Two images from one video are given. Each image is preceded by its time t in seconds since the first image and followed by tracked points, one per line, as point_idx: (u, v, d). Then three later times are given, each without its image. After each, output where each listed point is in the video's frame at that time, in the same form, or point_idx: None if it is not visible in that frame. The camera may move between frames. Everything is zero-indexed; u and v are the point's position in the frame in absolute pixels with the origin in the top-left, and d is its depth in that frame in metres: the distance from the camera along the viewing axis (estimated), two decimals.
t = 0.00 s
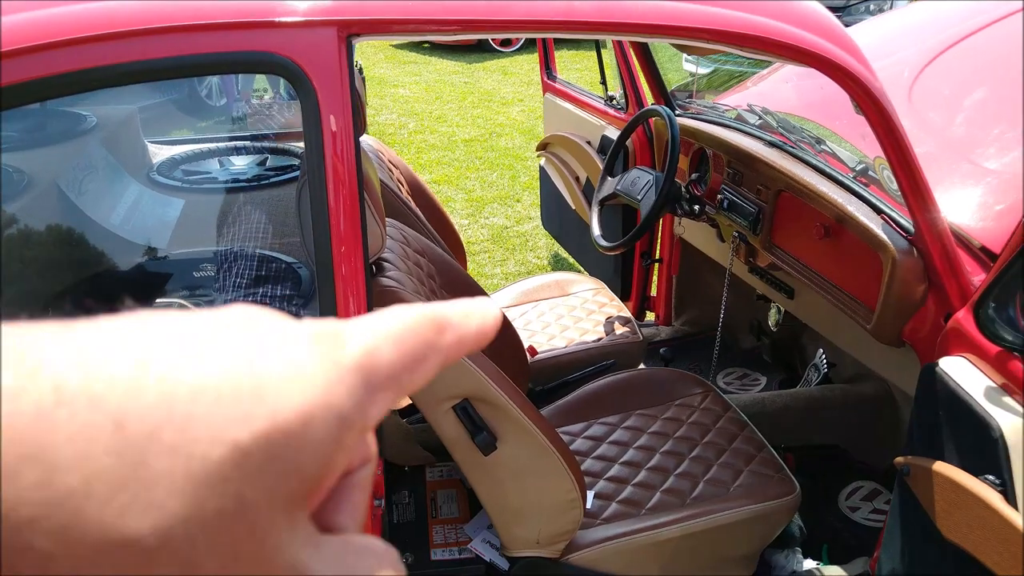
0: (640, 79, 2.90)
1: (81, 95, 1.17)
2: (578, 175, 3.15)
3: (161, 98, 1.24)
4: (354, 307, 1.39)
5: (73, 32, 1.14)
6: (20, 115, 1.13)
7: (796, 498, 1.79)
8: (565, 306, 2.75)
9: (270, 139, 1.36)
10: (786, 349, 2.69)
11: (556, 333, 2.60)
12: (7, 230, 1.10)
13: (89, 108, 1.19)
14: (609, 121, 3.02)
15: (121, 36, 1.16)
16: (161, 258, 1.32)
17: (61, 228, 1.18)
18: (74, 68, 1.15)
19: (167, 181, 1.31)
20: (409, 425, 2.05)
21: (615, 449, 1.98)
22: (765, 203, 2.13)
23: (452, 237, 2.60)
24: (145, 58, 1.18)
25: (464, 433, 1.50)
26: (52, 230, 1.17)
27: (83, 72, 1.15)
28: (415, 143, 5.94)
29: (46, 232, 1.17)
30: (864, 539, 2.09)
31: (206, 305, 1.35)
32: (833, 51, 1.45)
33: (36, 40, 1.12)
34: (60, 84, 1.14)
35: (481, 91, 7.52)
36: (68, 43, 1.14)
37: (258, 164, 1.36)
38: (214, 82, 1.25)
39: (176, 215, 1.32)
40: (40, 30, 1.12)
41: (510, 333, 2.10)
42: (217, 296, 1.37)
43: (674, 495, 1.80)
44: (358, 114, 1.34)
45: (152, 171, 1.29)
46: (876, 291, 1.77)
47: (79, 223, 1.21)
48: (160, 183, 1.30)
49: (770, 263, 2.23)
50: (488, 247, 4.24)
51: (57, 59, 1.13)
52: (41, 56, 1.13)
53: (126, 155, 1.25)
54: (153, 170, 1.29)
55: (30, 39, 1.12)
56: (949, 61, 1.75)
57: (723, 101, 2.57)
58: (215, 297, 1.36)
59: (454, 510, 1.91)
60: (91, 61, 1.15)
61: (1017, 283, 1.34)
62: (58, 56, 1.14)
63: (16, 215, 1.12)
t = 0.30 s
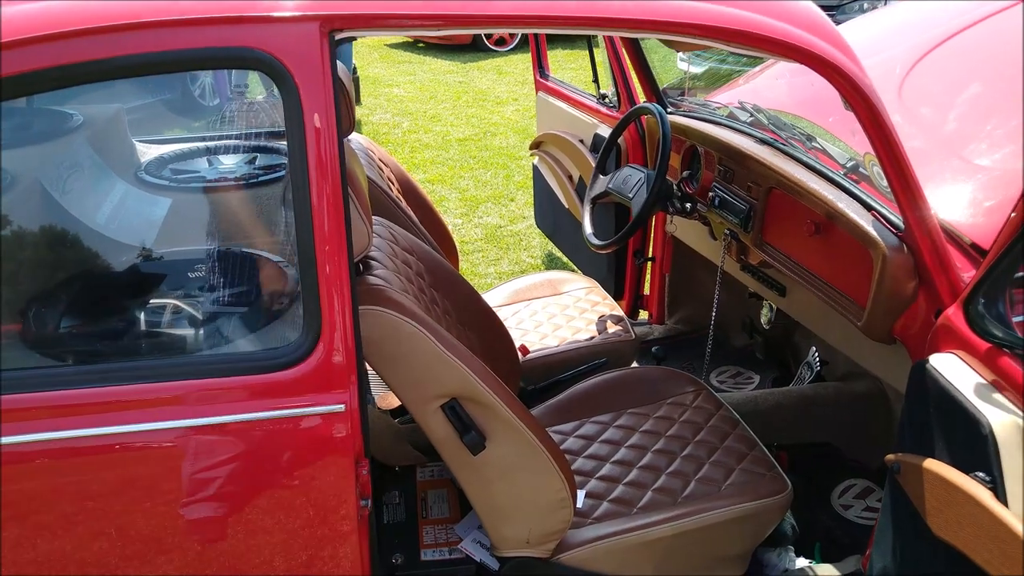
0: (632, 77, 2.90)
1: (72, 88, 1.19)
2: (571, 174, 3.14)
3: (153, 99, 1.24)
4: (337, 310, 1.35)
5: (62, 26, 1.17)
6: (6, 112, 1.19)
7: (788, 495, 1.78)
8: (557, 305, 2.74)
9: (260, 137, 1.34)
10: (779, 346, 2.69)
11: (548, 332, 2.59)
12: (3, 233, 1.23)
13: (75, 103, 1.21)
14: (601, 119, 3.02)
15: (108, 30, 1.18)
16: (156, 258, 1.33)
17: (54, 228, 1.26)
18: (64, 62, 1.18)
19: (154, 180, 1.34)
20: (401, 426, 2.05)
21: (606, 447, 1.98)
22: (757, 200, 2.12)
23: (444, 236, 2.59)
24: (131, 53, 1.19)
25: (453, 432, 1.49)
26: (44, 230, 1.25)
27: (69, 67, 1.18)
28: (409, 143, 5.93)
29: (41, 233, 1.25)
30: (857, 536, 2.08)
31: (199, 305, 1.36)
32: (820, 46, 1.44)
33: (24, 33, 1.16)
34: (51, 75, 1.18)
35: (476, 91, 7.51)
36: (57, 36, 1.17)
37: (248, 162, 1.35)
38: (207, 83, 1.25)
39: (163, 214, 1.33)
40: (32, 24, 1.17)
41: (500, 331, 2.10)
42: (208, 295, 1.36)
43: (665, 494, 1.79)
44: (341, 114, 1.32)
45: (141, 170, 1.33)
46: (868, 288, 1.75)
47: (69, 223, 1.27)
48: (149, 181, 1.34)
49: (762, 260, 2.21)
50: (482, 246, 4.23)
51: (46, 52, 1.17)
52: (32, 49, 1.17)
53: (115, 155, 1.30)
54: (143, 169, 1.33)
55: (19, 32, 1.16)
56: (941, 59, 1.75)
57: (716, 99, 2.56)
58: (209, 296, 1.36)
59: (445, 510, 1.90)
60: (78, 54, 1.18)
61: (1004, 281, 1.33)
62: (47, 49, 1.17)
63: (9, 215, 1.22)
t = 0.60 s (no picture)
0: (627, 74, 2.89)
1: (61, 78, 1.18)
2: (566, 171, 3.13)
3: (142, 96, 1.24)
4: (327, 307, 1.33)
5: (49, 14, 1.15)
6: None
7: (783, 493, 1.77)
8: (552, 303, 2.73)
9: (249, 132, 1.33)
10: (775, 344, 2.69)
11: (543, 330, 2.58)
12: None
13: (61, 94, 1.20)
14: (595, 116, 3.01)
15: (96, 18, 1.16)
16: (149, 258, 1.32)
17: (46, 228, 1.24)
18: (50, 51, 1.16)
19: (143, 176, 1.32)
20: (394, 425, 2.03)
21: (601, 445, 1.96)
22: (752, 196, 2.10)
23: (438, 234, 2.58)
24: (119, 42, 1.17)
25: (445, 430, 1.47)
26: (38, 231, 1.23)
27: (53, 57, 1.16)
28: (404, 141, 5.91)
29: (33, 233, 1.23)
30: (853, 534, 2.08)
31: (189, 304, 1.34)
32: (817, 40, 1.43)
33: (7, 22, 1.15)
34: (35, 66, 1.16)
35: (470, 89, 7.49)
36: (44, 24, 1.15)
37: (237, 159, 1.34)
38: (200, 80, 1.25)
39: (152, 210, 1.31)
40: (14, 13, 1.15)
41: (493, 327, 2.09)
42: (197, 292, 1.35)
43: (661, 492, 1.78)
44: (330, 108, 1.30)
45: (130, 166, 1.31)
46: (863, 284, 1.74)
47: (61, 222, 1.25)
48: (137, 177, 1.31)
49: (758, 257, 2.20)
50: (477, 244, 4.21)
51: (32, 40, 1.16)
52: (18, 37, 1.15)
53: (104, 152, 1.28)
54: (131, 165, 1.31)
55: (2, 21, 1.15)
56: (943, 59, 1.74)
57: (711, 95, 2.54)
58: (200, 293, 1.35)
59: (438, 509, 1.88)
60: (62, 45, 1.16)
61: (1000, 276, 1.32)
62: (33, 38, 1.16)
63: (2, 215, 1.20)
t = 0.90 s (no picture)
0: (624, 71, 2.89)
1: (61, 73, 1.17)
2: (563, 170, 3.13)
3: (138, 94, 1.23)
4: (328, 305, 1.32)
5: (46, 8, 1.15)
6: None
7: (783, 490, 1.77)
8: (550, 301, 2.72)
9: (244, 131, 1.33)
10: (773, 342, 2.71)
11: (541, 328, 2.58)
12: None
13: (60, 89, 1.19)
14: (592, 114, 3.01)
15: (94, 13, 1.16)
16: (144, 258, 1.31)
17: (40, 228, 1.23)
18: (47, 45, 1.15)
19: (140, 174, 1.29)
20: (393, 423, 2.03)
21: (601, 443, 1.96)
22: (750, 194, 2.11)
23: (436, 232, 2.57)
24: (117, 37, 1.17)
25: (446, 427, 1.47)
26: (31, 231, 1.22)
27: (50, 52, 1.15)
28: (399, 140, 5.91)
29: (26, 234, 1.22)
30: (851, 531, 2.08)
31: (181, 306, 1.33)
32: (818, 36, 1.43)
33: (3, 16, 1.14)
34: (32, 61, 1.15)
35: (466, 88, 7.49)
36: (40, 19, 1.15)
37: (235, 156, 1.33)
38: (195, 79, 1.25)
39: (150, 209, 1.30)
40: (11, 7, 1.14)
41: (492, 324, 2.08)
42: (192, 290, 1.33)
43: (660, 489, 1.78)
44: (331, 103, 1.29)
45: (126, 163, 1.28)
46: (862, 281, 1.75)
47: (55, 221, 1.24)
48: (134, 175, 1.29)
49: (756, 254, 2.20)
50: (473, 243, 4.21)
51: (29, 34, 1.15)
52: (14, 32, 1.15)
53: (101, 149, 1.28)
54: (127, 163, 1.29)
55: None
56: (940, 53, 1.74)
57: (708, 93, 2.54)
58: (195, 291, 1.33)
59: (438, 507, 1.88)
60: (59, 39, 1.15)
61: (1000, 273, 1.33)
62: (31, 32, 1.15)
63: None
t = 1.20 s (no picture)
0: (624, 71, 2.89)
1: (66, 73, 1.17)
2: (562, 170, 3.13)
3: (138, 94, 1.23)
4: (334, 305, 1.32)
5: (48, 9, 1.14)
6: None
7: (785, 489, 1.77)
8: (551, 301, 2.72)
9: (244, 132, 1.32)
10: (774, 341, 2.72)
11: (542, 327, 2.58)
12: None
13: (64, 89, 1.19)
14: (592, 114, 3.01)
15: (97, 14, 1.15)
16: (140, 260, 1.30)
17: (38, 232, 1.22)
18: (49, 46, 1.15)
19: (142, 175, 1.28)
20: (396, 423, 2.03)
21: (603, 442, 1.96)
22: (752, 193, 2.11)
23: (437, 232, 2.57)
24: (120, 37, 1.16)
25: (451, 426, 1.47)
26: (25, 232, 1.22)
27: (53, 53, 1.15)
28: (398, 140, 5.90)
29: (22, 237, 1.22)
30: (852, 529, 2.09)
31: (181, 305, 1.32)
32: (822, 36, 1.44)
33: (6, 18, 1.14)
34: (35, 62, 1.15)
35: (464, 88, 7.49)
36: (43, 20, 1.14)
37: (236, 157, 1.33)
38: (192, 80, 1.24)
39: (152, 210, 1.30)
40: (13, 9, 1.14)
41: (494, 323, 2.08)
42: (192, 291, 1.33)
43: (664, 488, 1.78)
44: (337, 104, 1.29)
45: (128, 164, 1.27)
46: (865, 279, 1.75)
47: (54, 222, 1.23)
48: (136, 175, 1.28)
49: (758, 253, 2.21)
50: (472, 243, 4.21)
51: (31, 36, 1.15)
52: (16, 33, 1.14)
53: (101, 148, 1.26)
54: (130, 164, 1.27)
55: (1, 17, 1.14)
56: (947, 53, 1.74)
57: (709, 92, 2.54)
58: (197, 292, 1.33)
59: (441, 507, 1.88)
60: (61, 40, 1.15)
61: (1004, 272, 1.33)
62: (33, 33, 1.15)
63: None
